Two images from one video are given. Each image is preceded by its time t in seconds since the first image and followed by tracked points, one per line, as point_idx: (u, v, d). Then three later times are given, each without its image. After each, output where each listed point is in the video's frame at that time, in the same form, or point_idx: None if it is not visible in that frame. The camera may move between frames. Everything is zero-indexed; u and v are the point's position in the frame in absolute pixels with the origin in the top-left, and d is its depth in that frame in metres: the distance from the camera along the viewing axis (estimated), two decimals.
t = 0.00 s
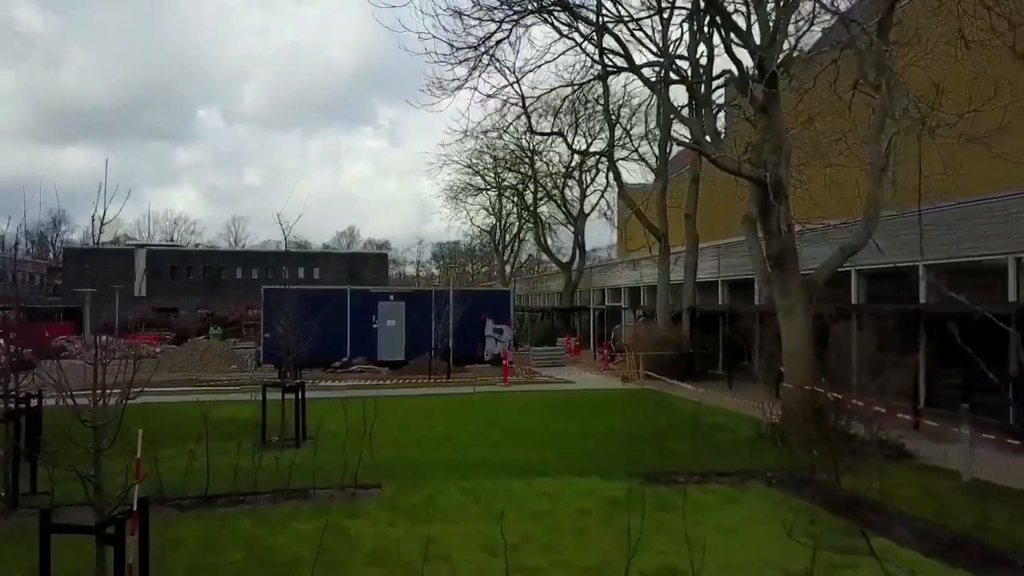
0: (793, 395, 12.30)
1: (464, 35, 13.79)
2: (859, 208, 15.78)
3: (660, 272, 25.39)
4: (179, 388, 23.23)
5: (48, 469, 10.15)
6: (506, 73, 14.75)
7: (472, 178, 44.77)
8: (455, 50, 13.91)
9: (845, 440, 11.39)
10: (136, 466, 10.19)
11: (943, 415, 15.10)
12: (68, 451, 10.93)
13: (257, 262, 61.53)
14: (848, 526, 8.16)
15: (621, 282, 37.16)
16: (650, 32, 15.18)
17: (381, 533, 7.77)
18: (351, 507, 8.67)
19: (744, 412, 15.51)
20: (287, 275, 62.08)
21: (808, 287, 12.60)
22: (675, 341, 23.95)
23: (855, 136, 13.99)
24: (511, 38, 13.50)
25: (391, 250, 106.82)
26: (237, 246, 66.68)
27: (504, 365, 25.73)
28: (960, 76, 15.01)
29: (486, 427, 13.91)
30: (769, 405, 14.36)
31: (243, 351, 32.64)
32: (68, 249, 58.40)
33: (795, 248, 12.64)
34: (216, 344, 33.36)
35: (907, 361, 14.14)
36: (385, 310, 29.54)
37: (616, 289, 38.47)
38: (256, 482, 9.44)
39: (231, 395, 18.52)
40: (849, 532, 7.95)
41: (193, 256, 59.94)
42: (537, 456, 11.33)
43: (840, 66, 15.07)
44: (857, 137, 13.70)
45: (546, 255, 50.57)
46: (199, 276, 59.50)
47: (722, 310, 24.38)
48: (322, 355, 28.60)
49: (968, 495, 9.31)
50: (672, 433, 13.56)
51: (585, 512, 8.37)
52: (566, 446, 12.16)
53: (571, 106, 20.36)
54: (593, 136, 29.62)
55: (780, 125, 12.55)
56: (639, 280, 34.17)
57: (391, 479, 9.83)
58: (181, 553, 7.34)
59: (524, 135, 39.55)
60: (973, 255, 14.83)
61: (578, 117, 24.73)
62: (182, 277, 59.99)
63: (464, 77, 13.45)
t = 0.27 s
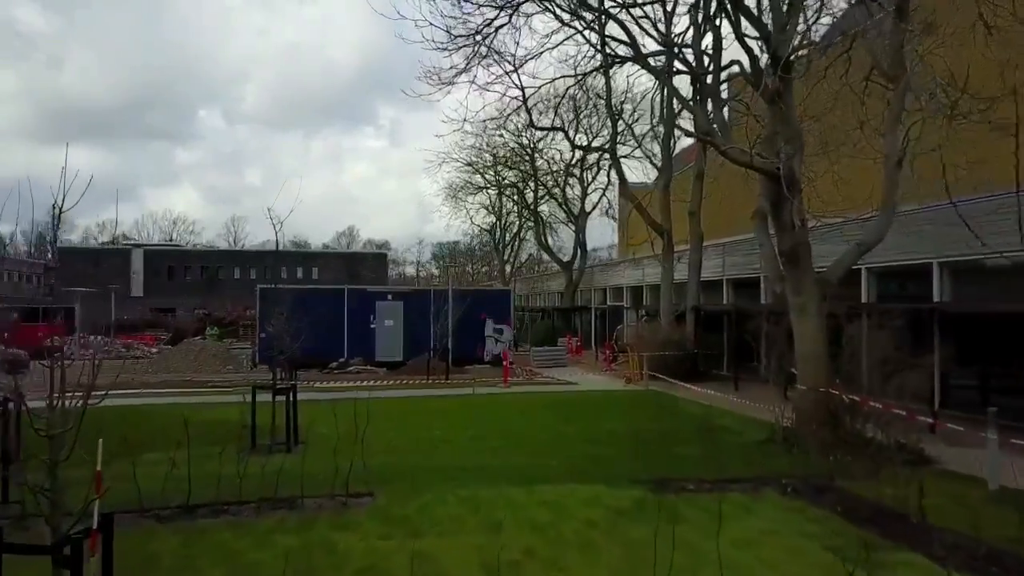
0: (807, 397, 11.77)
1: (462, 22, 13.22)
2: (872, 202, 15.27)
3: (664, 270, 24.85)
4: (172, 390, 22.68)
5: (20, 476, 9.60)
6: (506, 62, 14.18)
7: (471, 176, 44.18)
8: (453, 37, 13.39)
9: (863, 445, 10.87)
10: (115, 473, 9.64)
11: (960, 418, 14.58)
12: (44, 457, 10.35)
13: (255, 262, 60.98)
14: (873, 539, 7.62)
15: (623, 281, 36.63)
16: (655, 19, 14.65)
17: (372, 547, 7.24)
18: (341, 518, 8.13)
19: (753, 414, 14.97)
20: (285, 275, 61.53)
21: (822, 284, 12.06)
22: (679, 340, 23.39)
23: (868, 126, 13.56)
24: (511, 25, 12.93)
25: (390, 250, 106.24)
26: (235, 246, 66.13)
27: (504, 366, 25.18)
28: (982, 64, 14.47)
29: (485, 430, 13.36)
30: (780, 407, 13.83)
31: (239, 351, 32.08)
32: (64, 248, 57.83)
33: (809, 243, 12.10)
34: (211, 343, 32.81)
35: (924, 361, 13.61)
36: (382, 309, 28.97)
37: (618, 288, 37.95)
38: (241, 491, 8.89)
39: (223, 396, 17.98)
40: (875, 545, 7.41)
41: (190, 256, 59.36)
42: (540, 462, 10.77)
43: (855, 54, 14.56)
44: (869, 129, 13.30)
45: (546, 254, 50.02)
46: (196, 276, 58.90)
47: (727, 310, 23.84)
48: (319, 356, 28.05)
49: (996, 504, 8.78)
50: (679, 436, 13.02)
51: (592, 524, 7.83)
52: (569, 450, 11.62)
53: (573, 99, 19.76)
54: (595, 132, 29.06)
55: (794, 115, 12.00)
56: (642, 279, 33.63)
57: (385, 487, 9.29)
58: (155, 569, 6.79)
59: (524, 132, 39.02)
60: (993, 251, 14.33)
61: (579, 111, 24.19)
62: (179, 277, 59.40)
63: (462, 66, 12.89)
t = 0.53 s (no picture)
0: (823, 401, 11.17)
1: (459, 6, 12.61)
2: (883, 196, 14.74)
3: (668, 269, 24.27)
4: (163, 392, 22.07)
5: None
6: (505, 50, 13.55)
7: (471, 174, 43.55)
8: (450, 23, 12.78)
9: (884, 451, 10.28)
10: (87, 483, 9.01)
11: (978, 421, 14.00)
12: (12, 466, 9.73)
13: (252, 261, 60.37)
14: (901, 556, 7.03)
15: (625, 279, 36.03)
16: (661, 5, 14.04)
17: (359, 566, 6.64)
18: (326, 533, 7.53)
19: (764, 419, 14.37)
20: (283, 275, 60.92)
21: (839, 282, 11.45)
22: (684, 341, 22.76)
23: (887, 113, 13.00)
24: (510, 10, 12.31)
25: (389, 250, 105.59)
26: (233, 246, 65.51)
27: (504, 366, 24.59)
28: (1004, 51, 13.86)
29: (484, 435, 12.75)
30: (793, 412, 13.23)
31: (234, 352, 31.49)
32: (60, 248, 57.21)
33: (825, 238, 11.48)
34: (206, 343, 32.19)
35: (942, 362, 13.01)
36: (380, 309, 28.36)
37: (620, 287, 37.36)
38: (220, 502, 8.26)
39: (213, 400, 17.38)
40: (904, 563, 6.82)
41: (187, 255, 58.72)
42: (541, 471, 10.17)
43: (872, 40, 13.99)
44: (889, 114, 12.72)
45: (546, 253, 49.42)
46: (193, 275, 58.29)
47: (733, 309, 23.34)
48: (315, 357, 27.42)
49: None
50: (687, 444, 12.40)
51: (597, 541, 7.23)
52: (572, 458, 10.98)
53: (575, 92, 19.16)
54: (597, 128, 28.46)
55: (809, 103, 11.38)
56: (644, 278, 33.06)
57: (377, 498, 8.69)
58: None
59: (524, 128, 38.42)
60: (1014, 248, 13.75)
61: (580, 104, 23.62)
62: (176, 277, 58.78)
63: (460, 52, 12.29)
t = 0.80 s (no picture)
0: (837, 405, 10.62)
1: None
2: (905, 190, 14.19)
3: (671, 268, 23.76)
4: (153, 394, 21.53)
5: None
6: (504, 39, 13.00)
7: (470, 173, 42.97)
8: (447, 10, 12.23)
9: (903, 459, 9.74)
10: (59, 493, 8.47)
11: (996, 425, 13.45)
12: None
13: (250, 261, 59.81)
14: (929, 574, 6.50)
15: (627, 279, 35.49)
16: None
17: None
18: (309, 549, 6.99)
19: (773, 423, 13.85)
20: (281, 275, 60.36)
21: (854, 280, 10.91)
22: (688, 342, 22.23)
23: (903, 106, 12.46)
24: None
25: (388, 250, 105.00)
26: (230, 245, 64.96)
27: (503, 368, 24.04)
28: None
29: (481, 441, 12.20)
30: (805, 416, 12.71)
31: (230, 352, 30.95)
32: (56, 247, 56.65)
33: (839, 234, 10.93)
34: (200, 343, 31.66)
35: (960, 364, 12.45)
36: (377, 309, 27.82)
37: (621, 287, 36.80)
38: (199, 514, 7.71)
39: (203, 404, 16.85)
40: None
41: (184, 255, 58.14)
42: (541, 481, 9.62)
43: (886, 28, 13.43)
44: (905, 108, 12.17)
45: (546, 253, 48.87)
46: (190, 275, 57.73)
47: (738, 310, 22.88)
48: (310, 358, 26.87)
49: None
50: (694, 449, 11.85)
51: (600, 559, 6.68)
52: (574, 466, 10.43)
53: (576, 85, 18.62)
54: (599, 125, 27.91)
55: (823, 92, 10.83)
56: (646, 278, 32.52)
57: (366, 510, 8.15)
58: None
59: (524, 126, 37.87)
60: None
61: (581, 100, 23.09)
62: (172, 277, 58.22)
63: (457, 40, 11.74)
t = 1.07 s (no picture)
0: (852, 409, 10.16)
1: None
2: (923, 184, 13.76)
3: (673, 267, 23.32)
4: (144, 396, 21.06)
5: None
6: (503, 29, 12.54)
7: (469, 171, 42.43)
8: None
9: (920, 465, 9.26)
10: (29, 503, 7.99)
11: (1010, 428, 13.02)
12: None
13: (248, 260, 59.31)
14: None
15: (628, 279, 35.01)
16: None
17: None
18: (294, 562, 6.56)
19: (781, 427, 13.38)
20: (279, 275, 59.87)
21: (867, 278, 10.44)
22: (691, 342, 21.77)
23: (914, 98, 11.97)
24: None
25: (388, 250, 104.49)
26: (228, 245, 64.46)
27: (502, 369, 23.58)
28: None
29: (478, 446, 11.74)
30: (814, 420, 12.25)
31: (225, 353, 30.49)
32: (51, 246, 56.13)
33: (852, 228, 10.44)
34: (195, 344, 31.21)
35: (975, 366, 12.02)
36: (373, 309, 27.38)
37: (622, 287, 36.33)
38: (176, 525, 7.22)
39: (192, 407, 16.38)
40: None
41: (181, 255, 57.72)
42: (541, 488, 9.16)
43: (898, 17, 12.95)
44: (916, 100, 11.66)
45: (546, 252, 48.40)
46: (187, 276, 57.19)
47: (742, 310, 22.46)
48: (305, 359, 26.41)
49: None
50: (700, 455, 11.38)
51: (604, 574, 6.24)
52: (574, 473, 9.96)
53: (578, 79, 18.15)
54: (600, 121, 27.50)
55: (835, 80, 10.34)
56: (648, 277, 32.05)
57: (354, 521, 7.68)
58: None
59: (523, 123, 37.42)
60: None
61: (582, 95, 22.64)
62: (169, 277, 57.78)
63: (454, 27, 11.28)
